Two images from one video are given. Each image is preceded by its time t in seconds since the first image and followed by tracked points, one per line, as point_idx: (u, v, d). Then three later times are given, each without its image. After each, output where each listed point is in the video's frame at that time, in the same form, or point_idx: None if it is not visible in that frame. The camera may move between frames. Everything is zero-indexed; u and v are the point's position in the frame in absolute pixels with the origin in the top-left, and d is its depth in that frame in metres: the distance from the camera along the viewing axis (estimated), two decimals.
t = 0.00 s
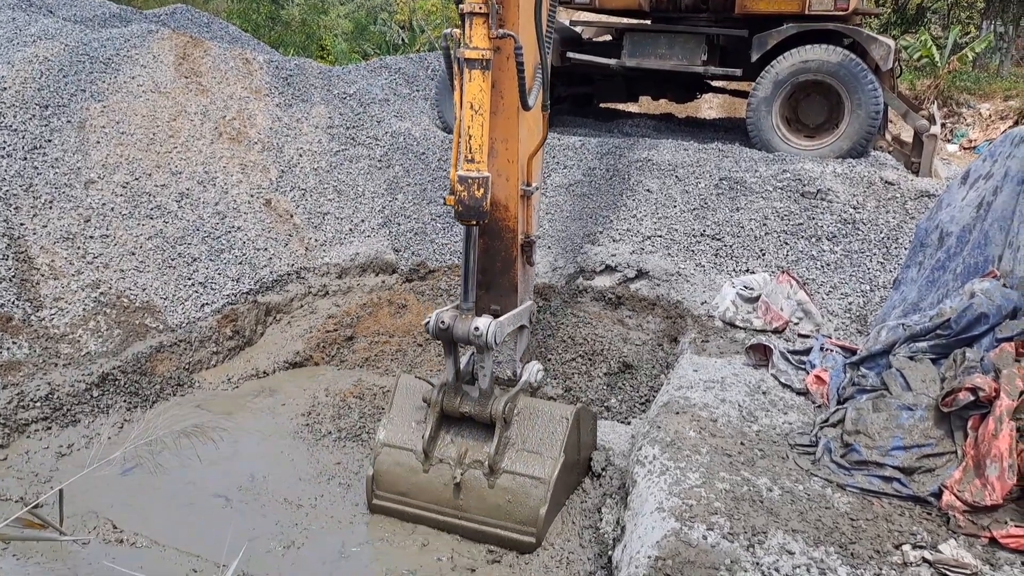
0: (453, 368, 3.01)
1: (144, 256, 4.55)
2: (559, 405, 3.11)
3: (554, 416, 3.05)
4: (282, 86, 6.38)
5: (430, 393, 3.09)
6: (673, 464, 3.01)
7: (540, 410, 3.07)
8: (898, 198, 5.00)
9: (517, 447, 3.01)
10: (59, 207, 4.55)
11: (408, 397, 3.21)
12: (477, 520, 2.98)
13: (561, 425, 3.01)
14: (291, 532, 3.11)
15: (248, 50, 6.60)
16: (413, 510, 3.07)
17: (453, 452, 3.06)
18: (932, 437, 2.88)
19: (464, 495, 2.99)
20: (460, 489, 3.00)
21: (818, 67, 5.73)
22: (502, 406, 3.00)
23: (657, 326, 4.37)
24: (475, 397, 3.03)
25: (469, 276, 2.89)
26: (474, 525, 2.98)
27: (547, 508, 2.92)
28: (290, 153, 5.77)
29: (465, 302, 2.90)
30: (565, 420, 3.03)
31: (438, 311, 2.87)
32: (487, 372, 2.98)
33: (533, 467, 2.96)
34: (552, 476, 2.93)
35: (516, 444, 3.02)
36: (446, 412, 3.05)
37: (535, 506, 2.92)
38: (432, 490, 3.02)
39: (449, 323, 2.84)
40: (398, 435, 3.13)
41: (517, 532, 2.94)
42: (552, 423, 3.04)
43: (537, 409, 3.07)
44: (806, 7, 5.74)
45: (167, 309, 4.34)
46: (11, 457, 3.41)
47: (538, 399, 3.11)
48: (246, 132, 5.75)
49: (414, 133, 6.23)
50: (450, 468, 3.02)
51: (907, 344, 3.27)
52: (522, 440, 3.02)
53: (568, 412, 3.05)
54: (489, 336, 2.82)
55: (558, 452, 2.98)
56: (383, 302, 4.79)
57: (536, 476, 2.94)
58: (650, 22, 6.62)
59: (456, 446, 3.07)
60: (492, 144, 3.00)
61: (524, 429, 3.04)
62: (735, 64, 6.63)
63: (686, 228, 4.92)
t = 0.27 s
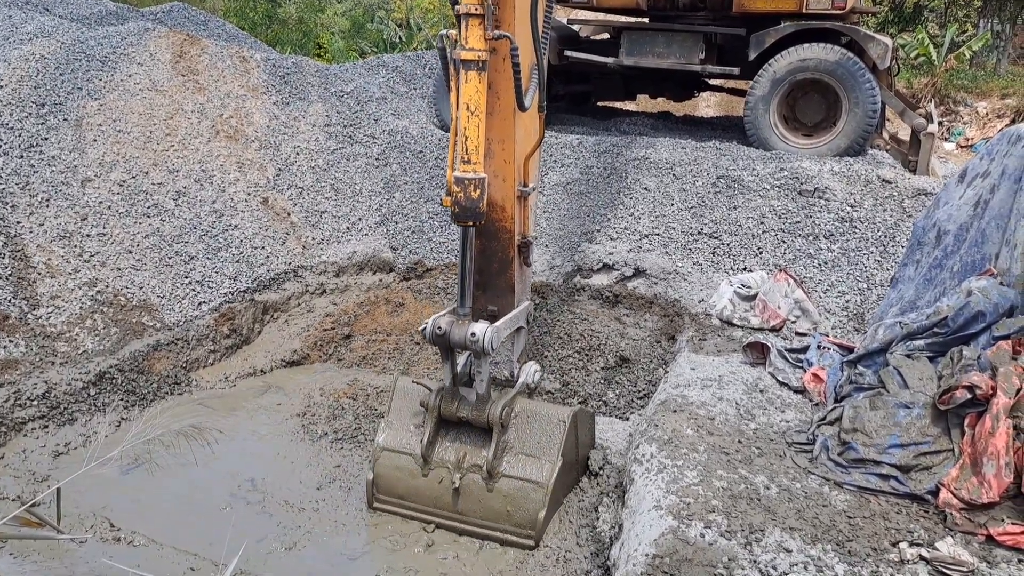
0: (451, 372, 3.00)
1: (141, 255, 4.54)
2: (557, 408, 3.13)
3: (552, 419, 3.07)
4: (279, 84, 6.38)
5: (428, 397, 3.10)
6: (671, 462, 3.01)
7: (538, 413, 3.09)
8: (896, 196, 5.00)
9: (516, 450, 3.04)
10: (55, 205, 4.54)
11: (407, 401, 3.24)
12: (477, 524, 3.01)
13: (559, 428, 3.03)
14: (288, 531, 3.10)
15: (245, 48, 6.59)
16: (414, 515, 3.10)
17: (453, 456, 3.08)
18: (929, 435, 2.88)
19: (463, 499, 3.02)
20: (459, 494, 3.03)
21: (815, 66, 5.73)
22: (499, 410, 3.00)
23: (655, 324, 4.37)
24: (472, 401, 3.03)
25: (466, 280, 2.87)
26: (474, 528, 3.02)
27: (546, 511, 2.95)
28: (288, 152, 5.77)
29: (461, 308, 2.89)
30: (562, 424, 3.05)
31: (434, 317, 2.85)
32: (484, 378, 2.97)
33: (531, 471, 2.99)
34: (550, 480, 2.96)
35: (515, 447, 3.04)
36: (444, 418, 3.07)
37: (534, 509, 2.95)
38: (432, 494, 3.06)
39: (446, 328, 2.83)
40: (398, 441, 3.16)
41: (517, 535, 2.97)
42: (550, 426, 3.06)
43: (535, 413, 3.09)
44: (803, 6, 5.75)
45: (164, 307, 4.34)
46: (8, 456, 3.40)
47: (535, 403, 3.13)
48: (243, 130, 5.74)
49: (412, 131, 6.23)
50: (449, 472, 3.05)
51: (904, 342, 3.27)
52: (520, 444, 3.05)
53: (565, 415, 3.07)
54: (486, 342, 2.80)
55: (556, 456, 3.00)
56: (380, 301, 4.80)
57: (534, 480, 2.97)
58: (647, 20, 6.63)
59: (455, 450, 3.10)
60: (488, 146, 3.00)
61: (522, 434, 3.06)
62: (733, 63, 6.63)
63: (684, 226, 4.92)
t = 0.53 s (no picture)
0: (449, 378, 3.00)
1: (138, 253, 4.53)
2: (554, 410, 3.14)
3: (550, 424, 3.08)
4: (277, 83, 6.37)
5: (427, 403, 3.11)
6: (668, 461, 3.02)
7: (535, 417, 3.10)
8: (893, 195, 5.01)
9: (514, 453, 3.06)
10: (52, 204, 4.53)
11: (406, 405, 3.24)
12: (477, 528, 3.05)
13: (558, 433, 3.04)
14: (287, 530, 3.09)
15: (243, 47, 6.59)
16: (415, 517, 3.14)
17: (453, 459, 3.10)
18: (926, 434, 2.88)
19: (464, 503, 3.04)
20: (459, 499, 3.05)
21: (812, 65, 5.74)
22: (497, 415, 3.00)
23: (652, 322, 4.37)
24: (470, 407, 3.05)
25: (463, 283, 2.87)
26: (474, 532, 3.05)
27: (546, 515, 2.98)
28: (286, 150, 5.76)
29: (458, 313, 2.89)
30: (560, 428, 3.06)
31: (432, 323, 2.85)
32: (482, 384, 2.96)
33: (530, 476, 3.01)
34: (549, 485, 2.98)
35: (514, 451, 3.06)
36: (442, 423, 3.07)
37: (534, 514, 2.97)
38: (432, 499, 3.08)
39: (444, 335, 2.82)
40: (396, 444, 3.16)
41: (517, 538, 3.01)
42: (548, 430, 3.07)
43: (532, 416, 3.10)
44: (801, 5, 5.75)
45: (162, 306, 4.33)
46: (5, 454, 3.40)
47: (533, 405, 3.14)
48: (240, 129, 5.74)
49: (409, 129, 6.23)
50: (449, 475, 3.07)
51: (901, 341, 3.28)
52: (518, 449, 3.07)
53: (564, 420, 3.08)
54: (484, 348, 2.78)
55: (554, 460, 3.02)
56: (378, 299, 4.81)
57: (533, 485, 2.99)
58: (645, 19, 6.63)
59: (454, 453, 3.11)
60: (486, 148, 3.00)
61: (521, 438, 3.08)
62: (730, 62, 6.63)
63: (681, 225, 4.93)
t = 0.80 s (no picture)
0: (449, 381, 3.01)
1: (136, 252, 4.53)
2: (554, 412, 3.14)
3: (550, 426, 3.08)
4: (274, 81, 6.36)
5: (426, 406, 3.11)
6: (666, 460, 3.02)
7: (534, 418, 3.10)
8: (890, 194, 5.01)
9: (513, 455, 3.07)
10: (50, 202, 4.52)
11: (405, 406, 3.23)
12: (478, 530, 3.06)
13: (557, 435, 3.04)
14: (284, 530, 3.09)
15: (240, 45, 6.58)
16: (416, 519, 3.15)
17: (453, 460, 3.10)
18: (923, 432, 2.89)
19: (464, 506, 3.05)
20: (459, 502, 3.06)
21: (810, 64, 5.73)
22: (497, 419, 3.00)
23: (650, 321, 4.37)
24: (469, 410, 3.04)
25: (462, 287, 2.86)
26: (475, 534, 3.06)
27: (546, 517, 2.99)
28: (283, 149, 5.76)
29: (458, 316, 2.88)
30: (559, 430, 3.06)
31: (430, 328, 2.84)
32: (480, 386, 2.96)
33: (530, 478, 3.01)
34: (549, 487, 2.99)
35: (513, 454, 3.06)
36: (442, 426, 3.07)
37: (534, 515, 2.98)
38: (433, 501, 3.09)
39: (442, 339, 2.80)
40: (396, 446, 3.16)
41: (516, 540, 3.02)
42: (547, 432, 3.07)
43: (531, 418, 3.10)
44: (799, 4, 5.75)
45: (159, 304, 4.33)
46: (3, 453, 3.39)
47: (532, 406, 3.14)
48: (238, 127, 5.73)
49: (407, 128, 6.23)
50: (450, 478, 3.07)
51: (899, 340, 3.29)
52: (518, 451, 3.07)
53: (563, 421, 3.08)
54: (482, 352, 2.76)
55: (553, 462, 3.03)
56: (376, 298, 4.81)
57: (533, 487, 2.99)
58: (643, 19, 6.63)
59: (454, 455, 3.11)
60: (484, 149, 3.00)
61: (520, 440, 3.08)
62: (728, 61, 6.64)
63: (679, 224, 4.93)
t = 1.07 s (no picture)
0: (450, 388, 3.01)
1: (133, 251, 4.52)
2: (555, 415, 3.14)
3: (550, 430, 3.08)
4: (272, 80, 6.36)
5: (427, 411, 3.12)
6: (664, 458, 3.02)
7: (535, 423, 3.10)
8: (888, 193, 5.02)
9: (514, 459, 3.08)
10: (47, 201, 4.51)
11: (406, 409, 3.24)
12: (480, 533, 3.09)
13: (558, 441, 3.05)
14: (283, 529, 3.09)
15: (238, 44, 6.57)
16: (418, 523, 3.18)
17: (454, 465, 3.13)
18: (920, 431, 2.90)
19: (465, 510, 3.08)
20: (461, 506, 3.08)
21: (807, 64, 5.74)
22: (498, 425, 3.02)
23: (648, 320, 4.37)
24: (470, 416, 3.06)
25: (464, 292, 2.85)
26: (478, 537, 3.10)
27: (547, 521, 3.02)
28: (281, 147, 5.76)
29: (459, 322, 2.87)
30: (559, 436, 3.06)
31: (432, 334, 2.83)
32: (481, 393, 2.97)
33: (531, 483, 3.03)
34: (550, 492, 3.01)
35: (514, 458, 3.08)
36: (443, 431, 3.08)
37: (536, 520, 3.01)
38: (435, 506, 3.11)
39: (444, 346, 2.81)
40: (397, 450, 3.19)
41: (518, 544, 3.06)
42: (548, 437, 3.08)
43: (532, 423, 3.10)
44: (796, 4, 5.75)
45: (157, 303, 4.32)
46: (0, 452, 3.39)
47: (532, 409, 3.14)
48: (236, 126, 5.72)
49: (405, 127, 6.22)
50: (451, 482, 3.10)
51: (896, 339, 3.30)
52: (519, 455, 3.08)
53: (564, 426, 3.08)
54: (484, 359, 2.77)
55: (554, 468, 3.04)
56: (374, 297, 4.80)
57: (534, 492, 3.02)
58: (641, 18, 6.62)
59: (456, 460, 3.13)
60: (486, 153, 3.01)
61: (521, 445, 3.09)
62: (726, 60, 6.63)
63: (677, 223, 4.93)
